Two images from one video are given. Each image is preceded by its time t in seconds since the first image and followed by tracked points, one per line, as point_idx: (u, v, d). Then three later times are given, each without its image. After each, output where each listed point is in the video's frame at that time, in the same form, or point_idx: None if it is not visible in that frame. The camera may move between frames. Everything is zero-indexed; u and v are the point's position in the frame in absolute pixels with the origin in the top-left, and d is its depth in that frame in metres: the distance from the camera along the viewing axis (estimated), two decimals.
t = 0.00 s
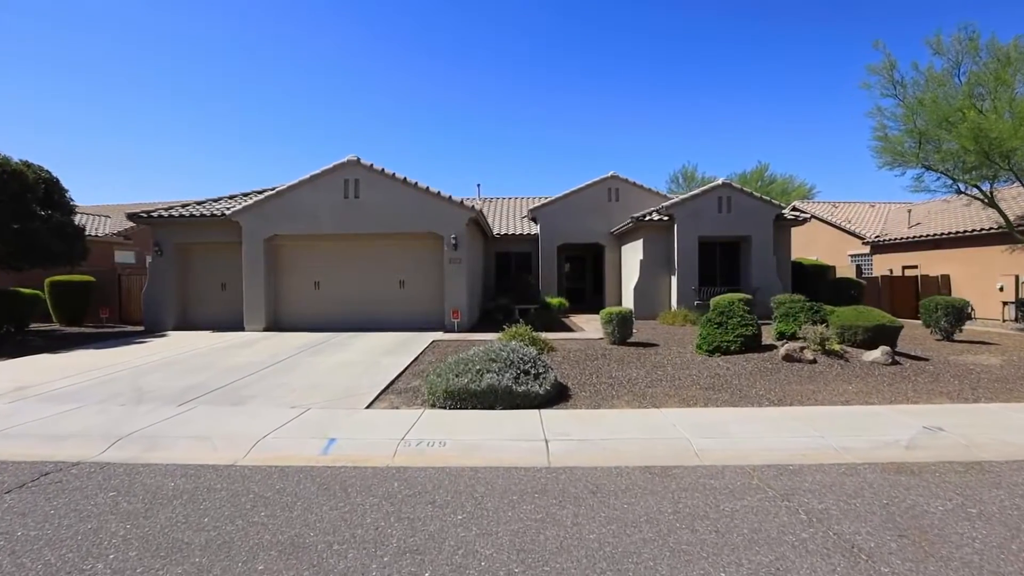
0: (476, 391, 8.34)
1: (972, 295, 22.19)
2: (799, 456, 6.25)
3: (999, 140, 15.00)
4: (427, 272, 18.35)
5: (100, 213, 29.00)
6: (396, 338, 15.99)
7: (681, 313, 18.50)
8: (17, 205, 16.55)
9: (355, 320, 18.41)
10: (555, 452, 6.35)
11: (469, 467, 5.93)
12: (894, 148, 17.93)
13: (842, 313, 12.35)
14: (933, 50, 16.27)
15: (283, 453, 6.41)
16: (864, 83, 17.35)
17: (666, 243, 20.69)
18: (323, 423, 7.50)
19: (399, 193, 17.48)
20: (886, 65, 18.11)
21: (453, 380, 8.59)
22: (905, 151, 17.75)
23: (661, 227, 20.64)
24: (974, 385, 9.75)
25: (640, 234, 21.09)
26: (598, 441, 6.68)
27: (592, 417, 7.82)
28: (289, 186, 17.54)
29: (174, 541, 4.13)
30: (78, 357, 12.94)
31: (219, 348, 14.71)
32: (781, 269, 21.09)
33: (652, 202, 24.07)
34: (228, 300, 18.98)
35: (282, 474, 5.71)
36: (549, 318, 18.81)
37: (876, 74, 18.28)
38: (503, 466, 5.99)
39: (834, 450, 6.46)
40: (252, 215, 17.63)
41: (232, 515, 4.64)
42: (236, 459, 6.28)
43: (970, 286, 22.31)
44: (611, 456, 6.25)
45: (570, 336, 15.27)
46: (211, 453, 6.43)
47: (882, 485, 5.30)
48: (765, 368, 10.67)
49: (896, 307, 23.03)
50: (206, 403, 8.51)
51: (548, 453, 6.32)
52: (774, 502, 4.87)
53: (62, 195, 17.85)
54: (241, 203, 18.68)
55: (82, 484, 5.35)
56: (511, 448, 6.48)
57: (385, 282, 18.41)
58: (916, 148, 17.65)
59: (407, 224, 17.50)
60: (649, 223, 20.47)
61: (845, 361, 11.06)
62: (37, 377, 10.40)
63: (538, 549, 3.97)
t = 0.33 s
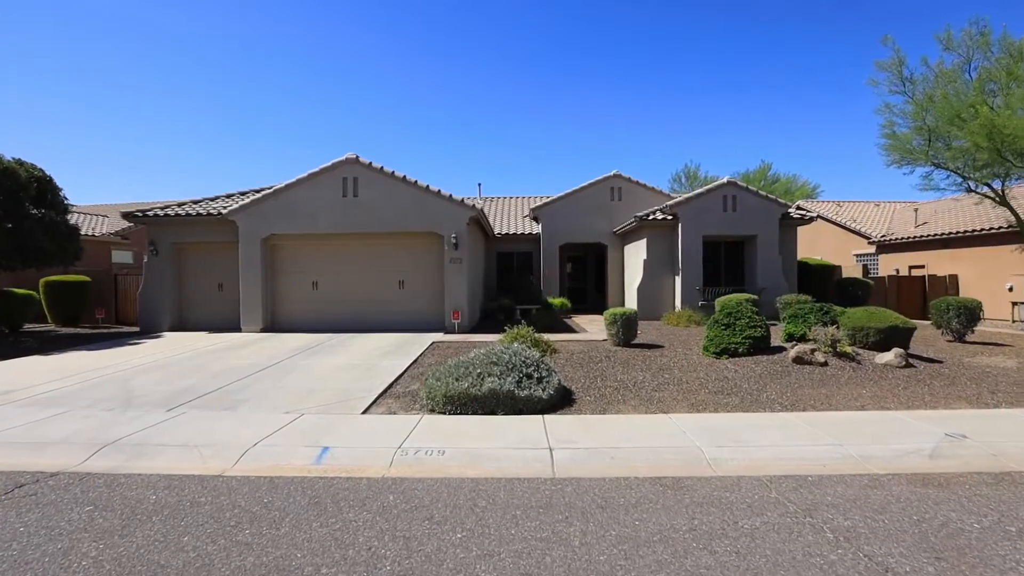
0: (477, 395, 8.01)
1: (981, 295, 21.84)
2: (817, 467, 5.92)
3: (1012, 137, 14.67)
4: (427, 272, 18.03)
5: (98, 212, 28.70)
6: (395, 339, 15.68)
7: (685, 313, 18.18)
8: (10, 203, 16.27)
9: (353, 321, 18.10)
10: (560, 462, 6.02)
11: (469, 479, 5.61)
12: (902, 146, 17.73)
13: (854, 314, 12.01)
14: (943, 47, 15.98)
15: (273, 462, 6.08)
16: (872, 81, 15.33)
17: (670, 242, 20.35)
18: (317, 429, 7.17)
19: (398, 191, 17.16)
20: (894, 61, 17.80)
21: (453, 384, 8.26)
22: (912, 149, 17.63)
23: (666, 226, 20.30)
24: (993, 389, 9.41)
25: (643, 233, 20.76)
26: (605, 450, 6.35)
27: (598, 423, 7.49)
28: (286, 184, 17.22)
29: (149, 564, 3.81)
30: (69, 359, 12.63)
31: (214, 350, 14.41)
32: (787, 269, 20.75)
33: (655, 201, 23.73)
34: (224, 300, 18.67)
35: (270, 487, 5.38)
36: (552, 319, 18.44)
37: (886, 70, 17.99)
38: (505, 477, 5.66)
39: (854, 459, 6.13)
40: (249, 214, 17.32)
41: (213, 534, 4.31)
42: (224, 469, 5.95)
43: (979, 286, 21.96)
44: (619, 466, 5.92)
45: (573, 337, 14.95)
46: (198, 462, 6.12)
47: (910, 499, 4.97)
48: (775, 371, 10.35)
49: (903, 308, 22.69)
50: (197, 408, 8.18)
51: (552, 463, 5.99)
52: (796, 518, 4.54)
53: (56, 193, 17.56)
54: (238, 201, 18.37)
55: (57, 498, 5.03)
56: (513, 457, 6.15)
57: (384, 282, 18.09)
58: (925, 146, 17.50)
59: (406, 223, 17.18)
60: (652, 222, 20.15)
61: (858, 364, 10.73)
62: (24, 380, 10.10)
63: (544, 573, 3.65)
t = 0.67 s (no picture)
0: (477, 401, 7.69)
1: (990, 295, 21.51)
2: (837, 479, 5.61)
3: None
4: (427, 272, 17.72)
5: (94, 212, 28.39)
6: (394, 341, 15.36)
7: (689, 314, 17.86)
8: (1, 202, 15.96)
9: (352, 322, 17.79)
10: (565, 473, 5.70)
11: (470, 491, 5.30)
12: (911, 144, 17.44)
13: (864, 315, 11.71)
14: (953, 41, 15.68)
15: (262, 473, 5.76)
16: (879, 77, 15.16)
17: (674, 242, 20.02)
18: (309, 436, 6.85)
19: (397, 190, 16.84)
20: (903, 57, 17.49)
21: (452, 388, 7.94)
22: (921, 147, 17.34)
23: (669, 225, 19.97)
24: (1012, 393, 9.08)
25: (646, 233, 20.44)
26: (612, 459, 6.03)
27: (604, 430, 7.16)
28: (283, 183, 16.91)
29: None
30: (60, 361, 12.33)
31: (209, 352, 14.10)
32: (792, 269, 20.43)
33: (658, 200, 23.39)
34: (221, 300, 18.35)
35: (258, 500, 5.06)
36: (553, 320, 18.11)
37: (894, 66, 17.68)
38: (507, 490, 5.35)
39: (875, 469, 5.82)
40: (245, 213, 17.02)
41: (193, 554, 4.00)
42: (210, 480, 5.63)
43: (987, 286, 21.62)
44: (629, 476, 5.60)
45: (575, 339, 14.63)
46: (184, 472, 5.80)
47: (941, 515, 4.64)
48: (785, 374, 10.03)
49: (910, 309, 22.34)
50: (186, 414, 7.86)
51: (557, 474, 5.68)
52: (821, 537, 4.22)
53: (49, 192, 17.26)
54: (234, 200, 18.06)
55: (29, 512, 4.71)
56: (515, 467, 5.84)
57: (383, 282, 17.78)
58: (934, 144, 17.21)
59: (405, 223, 16.86)
60: (655, 222, 19.83)
61: (870, 367, 10.41)
62: (10, 384, 9.79)
63: None
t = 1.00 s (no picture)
0: (476, 406, 7.37)
1: (998, 296, 21.18)
2: (858, 491, 5.28)
3: None
4: (426, 272, 17.40)
5: (89, 211, 28.06)
6: (392, 342, 15.04)
7: (693, 315, 17.52)
8: None
9: (350, 323, 17.47)
10: (569, 484, 5.38)
11: (467, 505, 4.97)
12: (919, 141, 17.13)
13: (875, 317, 11.42)
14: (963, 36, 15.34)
15: (249, 484, 5.43)
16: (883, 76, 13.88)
17: (677, 242, 19.68)
18: (300, 444, 6.53)
19: (396, 188, 16.53)
20: (911, 52, 17.16)
21: (451, 393, 7.60)
22: (929, 145, 17.04)
23: (672, 224, 19.65)
24: None
25: (648, 232, 20.11)
26: (618, 469, 5.70)
27: (609, 436, 6.83)
28: (280, 181, 16.60)
29: None
30: (49, 363, 12.02)
31: (204, 353, 13.80)
32: (798, 269, 20.09)
33: (661, 199, 23.06)
34: (216, 301, 18.04)
35: (241, 514, 4.74)
36: (554, 321, 17.77)
37: (902, 62, 17.35)
38: (509, 503, 5.03)
39: (897, 480, 5.49)
40: (241, 211, 16.71)
41: None
42: (192, 492, 5.30)
43: (995, 286, 21.29)
44: (637, 488, 5.29)
45: (578, 340, 14.30)
46: (166, 484, 5.47)
47: (974, 532, 4.32)
48: (795, 377, 9.71)
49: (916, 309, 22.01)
50: (173, 420, 7.54)
51: (560, 486, 5.34)
52: (847, 558, 3.90)
53: (40, 190, 16.96)
54: (230, 199, 17.74)
55: None
56: (517, 478, 5.52)
57: (381, 282, 17.45)
58: (942, 141, 16.88)
59: (403, 222, 16.54)
60: (658, 221, 19.51)
61: (882, 369, 10.09)
62: None
63: None
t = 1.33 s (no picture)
0: (474, 412, 7.04)
1: (1005, 296, 20.84)
2: (880, 506, 4.95)
3: None
4: (424, 272, 17.07)
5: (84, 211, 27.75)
6: (389, 343, 14.71)
7: (696, 315, 17.19)
8: None
9: (347, 324, 17.16)
10: (572, 497, 5.06)
11: (463, 521, 4.65)
12: (926, 139, 16.80)
13: (885, 318, 11.09)
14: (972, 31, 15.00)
15: (232, 497, 5.10)
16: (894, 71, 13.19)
17: (680, 241, 19.36)
18: (289, 453, 6.19)
19: (394, 187, 16.20)
20: (919, 48, 16.83)
21: (448, 398, 7.28)
22: (936, 143, 16.71)
23: (675, 223, 19.31)
24: None
25: (650, 231, 19.80)
26: (625, 480, 5.38)
27: (614, 445, 6.50)
28: (275, 178, 16.26)
29: None
30: (37, 365, 11.70)
31: (196, 355, 13.48)
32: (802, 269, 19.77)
33: (663, 198, 22.74)
34: (211, 301, 17.71)
35: (221, 532, 4.42)
36: (555, 321, 17.44)
37: (909, 58, 17.02)
38: (509, 518, 4.71)
39: (922, 493, 5.16)
40: (235, 210, 16.38)
41: None
42: (172, 506, 4.97)
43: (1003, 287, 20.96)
44: (645, 502, 4.97)
45: (579, 341, 13.97)
46: (143, 497, 5.13)
47: (1013, 553, 3.98)
48: (805, 381, 9.38)
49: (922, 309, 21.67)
50: (158, 427, 7.21)
51: (563, 499, 5.03)
52: None
53: (31, 189, 16.63)
54: (224, 197, 17.41)
55: None
56: (517, 490, 5.20)
57: (379, 282, 17.12)
58: (951, 139, 16.55)
59: (402, 221, 16.20)
60: (660, 220, 19.18)
61: (894, 372, 9.76)
62: None
63: None
